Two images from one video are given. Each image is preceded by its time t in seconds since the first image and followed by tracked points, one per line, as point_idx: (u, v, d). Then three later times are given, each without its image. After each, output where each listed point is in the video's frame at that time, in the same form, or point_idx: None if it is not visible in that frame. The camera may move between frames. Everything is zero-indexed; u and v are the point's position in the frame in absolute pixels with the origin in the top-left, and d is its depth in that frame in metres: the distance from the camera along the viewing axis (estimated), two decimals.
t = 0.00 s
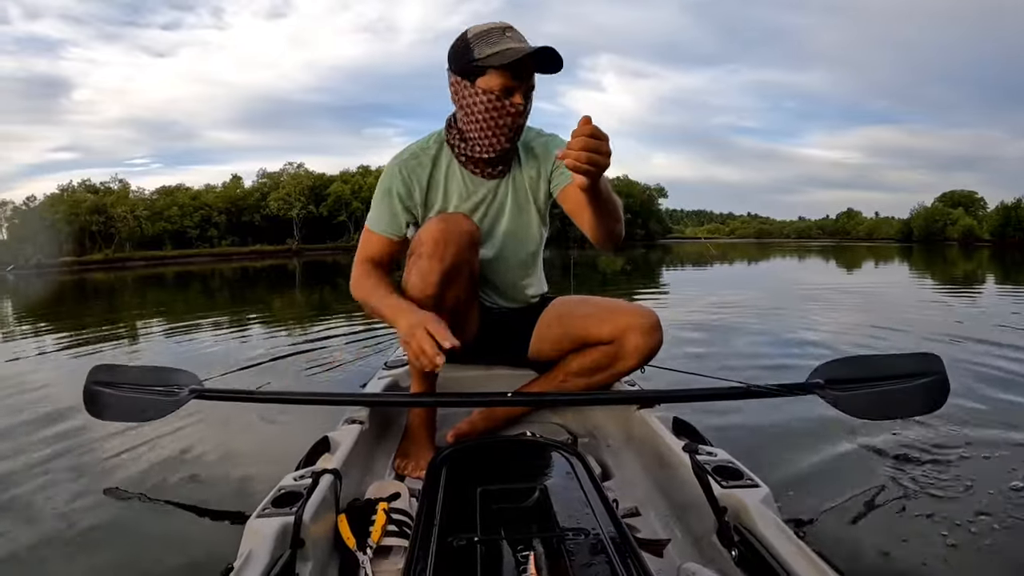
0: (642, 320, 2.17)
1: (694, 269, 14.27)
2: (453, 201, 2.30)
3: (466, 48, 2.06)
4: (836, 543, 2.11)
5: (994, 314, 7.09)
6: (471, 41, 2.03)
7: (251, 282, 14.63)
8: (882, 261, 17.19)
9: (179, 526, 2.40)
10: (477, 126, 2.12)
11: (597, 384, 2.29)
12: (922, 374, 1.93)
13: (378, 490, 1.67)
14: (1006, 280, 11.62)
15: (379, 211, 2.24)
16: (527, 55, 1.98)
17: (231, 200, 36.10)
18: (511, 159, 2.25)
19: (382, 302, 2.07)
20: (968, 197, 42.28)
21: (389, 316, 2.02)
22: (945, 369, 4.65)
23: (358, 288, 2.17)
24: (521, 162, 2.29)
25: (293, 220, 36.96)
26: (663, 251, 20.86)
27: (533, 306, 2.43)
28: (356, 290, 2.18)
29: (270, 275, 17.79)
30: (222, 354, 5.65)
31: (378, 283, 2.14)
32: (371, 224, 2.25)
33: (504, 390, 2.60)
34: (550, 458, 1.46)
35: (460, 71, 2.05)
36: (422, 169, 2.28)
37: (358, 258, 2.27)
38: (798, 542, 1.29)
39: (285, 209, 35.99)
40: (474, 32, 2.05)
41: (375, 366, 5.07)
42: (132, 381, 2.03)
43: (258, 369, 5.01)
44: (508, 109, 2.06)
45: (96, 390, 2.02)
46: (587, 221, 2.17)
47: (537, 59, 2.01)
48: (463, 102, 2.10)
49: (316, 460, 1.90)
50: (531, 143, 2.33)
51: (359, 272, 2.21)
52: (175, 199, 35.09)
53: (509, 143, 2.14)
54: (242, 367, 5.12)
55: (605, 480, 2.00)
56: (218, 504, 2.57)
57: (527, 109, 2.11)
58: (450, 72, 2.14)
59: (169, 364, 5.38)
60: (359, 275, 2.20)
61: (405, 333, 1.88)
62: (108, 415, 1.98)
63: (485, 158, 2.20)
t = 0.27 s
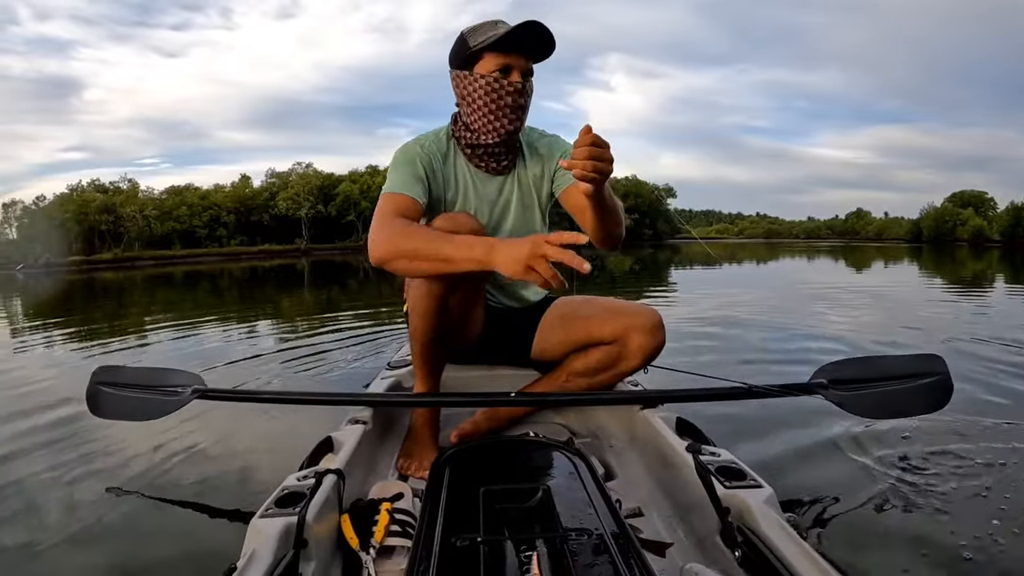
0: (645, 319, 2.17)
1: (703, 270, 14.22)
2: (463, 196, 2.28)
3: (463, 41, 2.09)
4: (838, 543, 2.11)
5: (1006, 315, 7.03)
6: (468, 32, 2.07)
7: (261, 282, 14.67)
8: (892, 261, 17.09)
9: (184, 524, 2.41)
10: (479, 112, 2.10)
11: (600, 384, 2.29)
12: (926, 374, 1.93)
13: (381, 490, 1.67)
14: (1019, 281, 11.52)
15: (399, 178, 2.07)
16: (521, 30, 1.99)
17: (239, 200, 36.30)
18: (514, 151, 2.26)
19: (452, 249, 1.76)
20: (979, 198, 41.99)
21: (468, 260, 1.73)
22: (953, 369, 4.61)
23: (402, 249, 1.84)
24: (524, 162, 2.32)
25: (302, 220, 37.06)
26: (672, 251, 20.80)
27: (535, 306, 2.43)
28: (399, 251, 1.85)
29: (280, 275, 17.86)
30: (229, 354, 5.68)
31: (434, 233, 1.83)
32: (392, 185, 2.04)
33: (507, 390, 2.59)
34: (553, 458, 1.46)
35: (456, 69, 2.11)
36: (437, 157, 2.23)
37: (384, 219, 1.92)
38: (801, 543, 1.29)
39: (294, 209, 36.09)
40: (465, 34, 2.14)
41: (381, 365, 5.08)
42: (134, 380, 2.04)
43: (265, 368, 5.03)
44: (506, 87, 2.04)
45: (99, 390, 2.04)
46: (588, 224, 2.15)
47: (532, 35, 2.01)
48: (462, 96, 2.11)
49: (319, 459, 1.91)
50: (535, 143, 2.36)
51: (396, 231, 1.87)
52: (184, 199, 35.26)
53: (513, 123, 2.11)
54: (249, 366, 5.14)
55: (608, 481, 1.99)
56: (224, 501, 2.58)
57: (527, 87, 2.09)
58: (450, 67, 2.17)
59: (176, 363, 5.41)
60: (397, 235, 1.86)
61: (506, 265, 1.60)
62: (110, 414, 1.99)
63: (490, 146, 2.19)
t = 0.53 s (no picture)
0: (647, 320, 2.17)
1: (712, 270, 14.17)
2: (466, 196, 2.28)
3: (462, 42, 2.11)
4: (843, 540, 2.09)
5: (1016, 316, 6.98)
6: (467, 33, 2.08)
7: (271, 281, 14.73)
8: (902, 262, 16.99)
9: (189, 521, 2.43)
10: (479, 111, 2.11)
11: (602, 385, 2.29)
12: (929, 376, 1.93)
13: (384, 490, 1.68)
14: None
15: (404, 172, 2.06)
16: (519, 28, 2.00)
17: (249, 199, 36.49)
18: (515, 152, 2.27)
19: (468, 234, 1.74)
20: (990, 198, 41.68)
21: (485, 247, 1.71)
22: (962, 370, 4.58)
23: (418, 233, 1.82)
24: (526, 163, 2.32)
25: (311, 220, 37.19)
26: (681, 252, 20.76)
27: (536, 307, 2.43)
28: (414, 236, 1.82)
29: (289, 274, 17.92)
30: (237, 353, 5.71)
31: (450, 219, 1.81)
32: (396, 178, 2.04)
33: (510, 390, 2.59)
34: (556, 459, 1.46)
35: (456, 70, 2.12)
36: (443, 154, 2.23)
37: (400, 206, 1.91)
38: (803, 544, 1.29)
39: (303, 208, 36.21)
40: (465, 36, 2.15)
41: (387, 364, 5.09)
42: (137, 380, 2.06)
43: (271, 367, 5.05)
44: (505, 86, 2.05)
45: (102, 389, 2.05)
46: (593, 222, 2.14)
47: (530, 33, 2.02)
48: (463, 97, 2.12)
49: (322, 459, 1.91)
50: (537, 143, 2.36)
51: (412, 217, 1.86)
52: (195, 199, 35.46)
53: (513, 120, 2.12)
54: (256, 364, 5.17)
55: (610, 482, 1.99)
56: (230, 499, 2.60)
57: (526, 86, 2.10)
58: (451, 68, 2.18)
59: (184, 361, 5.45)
60: (413, 220, 1.85)
61: (527, 248, 1.60)
62: (111, 413, 2.00)
63: (490, 146, 2.20)
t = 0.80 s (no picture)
0: (652, 319, 2.17)
1: (721, 270, 14.12)
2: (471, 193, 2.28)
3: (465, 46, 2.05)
4: (849, 541, 2.08)
5: None
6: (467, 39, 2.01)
7: (281, 281, 14.80)
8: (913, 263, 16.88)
9: (197, 520, 2.44)
10: (474, 120, 2.12)
11: (606, 385, 2.28)
12: (933, 375, 1.90)
13: (389, 490, 1.68)
14: None
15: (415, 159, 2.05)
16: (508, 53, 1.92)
17: (259, 199, 36.67)
18: (519, 152, 2.27)
19: (477, 208, 1.74)
20: (1002, 198, 41.28)
21: (493, 221, 1.70)
22: (973, 371, 4.55)
23: (427, 206, 1.83)
24: (531, 162, 2.33)
25: (321, 219, 37.32)
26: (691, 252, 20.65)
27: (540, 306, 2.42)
28: (424, 210, 1.84)
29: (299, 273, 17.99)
30: (245, 352, 5.73)
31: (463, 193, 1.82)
32: (403, 163, 2.05)
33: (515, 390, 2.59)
34: (561, 459, 1.45)
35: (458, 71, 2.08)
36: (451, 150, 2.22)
37: (411, 183, 1.93)
38: (810, 543, 1.28)
39: (314, 208, 36.33)
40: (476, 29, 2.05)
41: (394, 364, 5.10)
42: (141, 382, 2.07)
43: (279, 366, 5.07)
44: (495, 105, 2.03)
45: (107, 391, 2.06)
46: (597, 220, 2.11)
47: (523, 54, 1.94)
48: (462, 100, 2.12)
49: (328, 459, 1.91)
50: (542, 143, 2.36)
51: (422, 192, 1.87)
52: (206, 199, 35.67)
53: (505, 136, 2.12)
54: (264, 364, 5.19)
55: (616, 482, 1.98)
56: (237, 499, 2.61)
57: (520, 103, 2.05)
58: (459, 59, 2.15)
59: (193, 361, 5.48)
60: (423, 195, 1.86)
61: (536, 224, 1.59)
62: (118, 415, 2.01)
63: (486, 151, 2.22)
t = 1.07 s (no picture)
0: (657, 320, 2.16)
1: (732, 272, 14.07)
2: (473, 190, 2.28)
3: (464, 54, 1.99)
4: (856, 542, 2.07)
5: None
6: (466, 50, 1.95)
7: (292, 280, 14.87)
8: (925, 265, 16.76)
9: (204, 518, 2.45)
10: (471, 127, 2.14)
11: (611, 386, 2.28)
12: (940, 375, 1.87)
13: (394, 491, 1.68)
14: None
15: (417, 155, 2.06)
16: (497, 80, 1.87)
17: (270, 198, 36.85)
18: (523, 155, 2.25)
19: (471, 203, 1.75)
20: (1016, 200, 40.88)
21: (488, 215, 1.71)
22: (984, 374, 4.51)
23: (424, 207, 1.84)
24: (534, 163, 2.32)
25: (332, 219, 37.45)
26: (702, 253, 20.58)
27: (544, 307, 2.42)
28: (420, 210, 1.85)
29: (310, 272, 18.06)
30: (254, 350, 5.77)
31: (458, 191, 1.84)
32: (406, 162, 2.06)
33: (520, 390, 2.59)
34: (566, 460, 1.45)
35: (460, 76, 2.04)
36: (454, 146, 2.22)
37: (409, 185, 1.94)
38: (814, 544, 1.27)
39: (324, 208, 36.46)
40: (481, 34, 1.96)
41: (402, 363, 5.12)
42: (146, 382, 2.08)
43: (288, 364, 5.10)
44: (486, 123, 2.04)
45: (113, 392, 2.08)
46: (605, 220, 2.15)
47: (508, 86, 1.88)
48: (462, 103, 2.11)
49: (333, 460, 1.92)
50: (546, 143, 2.35)
51: (418, 194, 1.88)
52: (217, 198, 35.89)
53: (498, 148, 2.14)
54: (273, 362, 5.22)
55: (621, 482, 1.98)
56: (244, 496, 2.62)
57: (511, 124, 2.02)
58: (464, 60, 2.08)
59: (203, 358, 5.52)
60: (420, 196, 1.87)
61: (528, 215, 1.60)
62: (124, 415, 2.03)
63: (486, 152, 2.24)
